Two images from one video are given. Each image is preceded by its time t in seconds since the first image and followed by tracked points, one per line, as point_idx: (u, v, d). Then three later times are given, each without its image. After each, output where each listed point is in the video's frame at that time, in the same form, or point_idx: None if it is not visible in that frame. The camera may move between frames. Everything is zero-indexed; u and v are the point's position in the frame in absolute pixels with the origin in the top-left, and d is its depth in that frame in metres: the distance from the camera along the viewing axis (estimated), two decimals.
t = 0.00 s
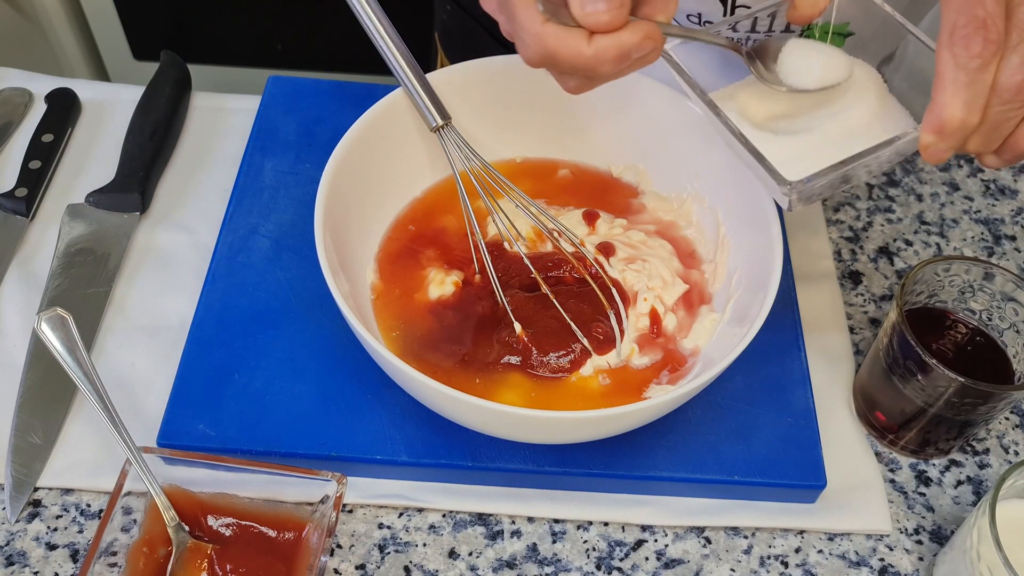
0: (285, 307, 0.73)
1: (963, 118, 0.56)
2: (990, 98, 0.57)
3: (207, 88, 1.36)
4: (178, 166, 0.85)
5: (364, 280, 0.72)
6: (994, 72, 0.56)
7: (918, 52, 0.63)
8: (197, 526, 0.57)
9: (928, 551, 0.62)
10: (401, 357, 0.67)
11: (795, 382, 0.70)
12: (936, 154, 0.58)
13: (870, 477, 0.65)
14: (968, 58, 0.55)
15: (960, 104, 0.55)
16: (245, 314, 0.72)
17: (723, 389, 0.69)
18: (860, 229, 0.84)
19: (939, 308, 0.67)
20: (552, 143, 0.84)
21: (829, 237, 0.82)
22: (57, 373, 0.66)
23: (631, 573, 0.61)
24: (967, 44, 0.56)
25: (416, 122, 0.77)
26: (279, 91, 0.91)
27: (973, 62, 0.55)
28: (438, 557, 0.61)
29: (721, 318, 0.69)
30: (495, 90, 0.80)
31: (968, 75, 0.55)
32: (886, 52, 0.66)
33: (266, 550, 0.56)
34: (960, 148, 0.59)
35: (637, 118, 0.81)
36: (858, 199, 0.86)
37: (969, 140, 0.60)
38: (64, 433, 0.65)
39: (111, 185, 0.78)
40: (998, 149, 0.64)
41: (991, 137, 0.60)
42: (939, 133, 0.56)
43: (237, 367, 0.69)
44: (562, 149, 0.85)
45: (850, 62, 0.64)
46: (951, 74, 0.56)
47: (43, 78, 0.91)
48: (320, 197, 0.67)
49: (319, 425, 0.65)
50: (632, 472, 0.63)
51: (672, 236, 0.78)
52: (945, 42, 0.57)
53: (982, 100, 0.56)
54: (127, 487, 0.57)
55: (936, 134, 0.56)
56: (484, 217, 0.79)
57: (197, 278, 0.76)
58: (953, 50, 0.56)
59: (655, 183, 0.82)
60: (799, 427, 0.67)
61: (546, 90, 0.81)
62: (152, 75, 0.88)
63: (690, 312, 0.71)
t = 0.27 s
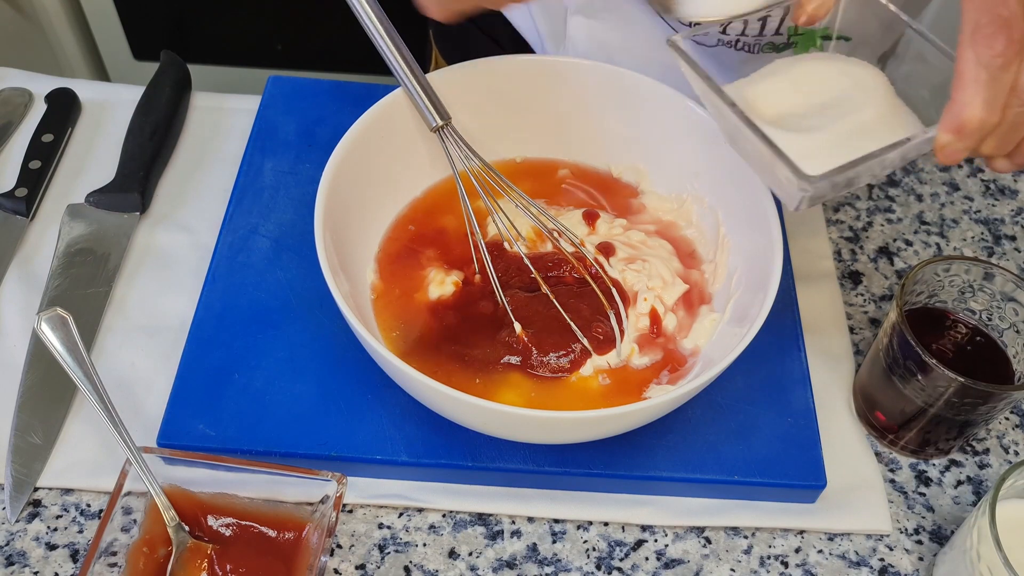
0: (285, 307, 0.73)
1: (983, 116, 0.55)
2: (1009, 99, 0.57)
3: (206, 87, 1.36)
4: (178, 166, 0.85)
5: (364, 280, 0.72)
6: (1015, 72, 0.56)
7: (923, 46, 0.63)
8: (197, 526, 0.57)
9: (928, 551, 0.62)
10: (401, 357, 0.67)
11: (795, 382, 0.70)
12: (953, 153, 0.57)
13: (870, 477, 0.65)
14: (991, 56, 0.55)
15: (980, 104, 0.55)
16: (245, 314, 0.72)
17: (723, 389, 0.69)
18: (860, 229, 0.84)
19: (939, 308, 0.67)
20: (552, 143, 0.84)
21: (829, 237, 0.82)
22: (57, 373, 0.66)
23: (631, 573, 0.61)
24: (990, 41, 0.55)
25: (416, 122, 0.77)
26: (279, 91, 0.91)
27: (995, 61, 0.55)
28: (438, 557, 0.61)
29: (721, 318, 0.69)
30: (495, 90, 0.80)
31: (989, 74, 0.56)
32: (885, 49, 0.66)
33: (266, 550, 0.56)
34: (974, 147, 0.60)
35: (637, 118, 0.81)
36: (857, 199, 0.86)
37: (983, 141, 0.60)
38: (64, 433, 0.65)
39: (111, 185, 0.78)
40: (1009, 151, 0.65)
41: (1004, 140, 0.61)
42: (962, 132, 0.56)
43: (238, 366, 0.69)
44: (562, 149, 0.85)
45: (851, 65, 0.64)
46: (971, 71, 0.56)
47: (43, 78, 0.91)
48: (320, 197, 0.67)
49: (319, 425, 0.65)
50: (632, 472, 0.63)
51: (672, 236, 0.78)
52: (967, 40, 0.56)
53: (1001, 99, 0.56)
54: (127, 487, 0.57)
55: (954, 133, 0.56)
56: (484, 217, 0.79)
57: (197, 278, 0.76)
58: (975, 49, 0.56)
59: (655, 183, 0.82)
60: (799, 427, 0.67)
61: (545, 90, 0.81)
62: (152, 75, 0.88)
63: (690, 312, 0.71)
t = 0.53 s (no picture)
0: (285, 307, 0.73)
1: None
2: None
3: (206, 88, 1.36)
4: (178, 166, 0.85)
5: (364, 280, 0.72)
6: None
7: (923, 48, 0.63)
8: (197, 526, 0.57)
9: (928, 551, 0.62)
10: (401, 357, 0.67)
11: (795, 382, 0.70)
12: (993, 150, 0.56)
13: (870, 477, 0.65)
14: None
15: None
16: (245, 314, 0.72)
17: (723, 389, 0.69)
18: (860, 229, 0.84)
19: (939, 308, 0.67)
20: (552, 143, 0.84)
21: (829, 237, 0.82)
22: (57, 373, 0.66)
23: (631, 573, 0.61)
24: None
25: (416, 122, 0.77)
26: (279, 91, 0.91)
27: None
28: (438, 557, 0.61)
29: (721, 318, 0.69)
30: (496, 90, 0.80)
31: None
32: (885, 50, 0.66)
33: (266, 550, 0.56)
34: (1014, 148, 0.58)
35: (637, 118, 0.81)
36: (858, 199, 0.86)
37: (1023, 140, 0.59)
38: (64, 433, 0.65)
39: (111, 185, 0.78)
40: None
41: None
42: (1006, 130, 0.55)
43: (237, 366, 0.69)
44: (562, 149, 0.85)
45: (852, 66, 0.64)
46: (1015, 70, 0.55)
47: (43, 78, 0.92)
48: (320, 197, 0.67)
49: (319, 425, 0.65)
50: (632, 472, 0.63)
51: (672, 236, 0.78)
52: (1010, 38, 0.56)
53: None
54: (127, 487, 0.57)
55: (996, 131, 0.55)
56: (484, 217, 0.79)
57: (197, 278, 0.76)
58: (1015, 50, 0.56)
59: (655, 183, 0.82)
60: (799, 427, 0.67)
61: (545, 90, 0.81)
62: (153, 75, 0.88)
63: (690, 312, 0.71)
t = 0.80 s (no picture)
0: (285, 307, 0.73)
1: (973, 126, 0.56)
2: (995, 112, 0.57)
3: (207, 88, 1.36)
4: (178, 166, 0.85)
5: (364, 280, 0.72)
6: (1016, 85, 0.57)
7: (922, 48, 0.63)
8: (197, 526, 0.57)
9: (928, 551, 0.62)
10: (401, 357, 0.67)
11: (795, 382, 0.70)
12: (945, 163, 0.57)
13: (870, 477, 0.65)
14: (982, 69, 0.57)
15: (973, 113, 0.56)
16: (245, 314, 0.72)
17: (723, 389, 0.69)
18: (860, 229, 0.84)
19: (938, 308, 0.67)
20: (552, 142, 0.84)
21: (828, 237, 0.82)
22: (57, 373, 0.66)
23: (631, 573, 0.61)
24: (980, 55, 0.57)
25: (416, 122, 0.77)
26: (279, 91, 0.91)
27: (986, 73, 0.57)
28: (438, 557, 0.61)
29: (721, 318, 0.69)
30: (495, 90, 0.80)
31: (980, 86, 0.56)
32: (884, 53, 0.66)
33: (266, 550, 0.56)
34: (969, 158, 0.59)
35: (637, 118, 0.81)
36: (857, 199, 0.86)
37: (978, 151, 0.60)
38: (63, 433, 0.65)
39: (111, 185, 0.78)
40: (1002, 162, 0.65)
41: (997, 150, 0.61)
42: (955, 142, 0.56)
43: (238, 366, 0.69)
44: (562, 149, 0.85)
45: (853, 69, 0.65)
46: (963, 84, 0.57)
47: (43, 77, 0.92)
48: (320, 197, 0.67)
49: (320, 425, 0.65)
50: (632, 472, 0.63)
51: (672, 236, 0.78)
52: (958, 53, 0.57)
53: (993, 110, 0.57)
54: (127, 487, 0.57)
55: (945, 143, 0.56)
56: (484, 217, 0.79)
57: (197, 278, 0.76)
58: (965, 62, 0.57)
59: (655, 183, 0.82)
60: (799, 427, 0.67)
61: (545, 90, 0.81)
62: (152, 75, 0.88)
63: (690, 312, 0.71)
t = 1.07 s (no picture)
0: (285, 307, 0.73)
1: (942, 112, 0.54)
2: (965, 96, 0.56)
3: (207, 88, 1.36)
4: (178, 165, 0.85)
5: (364, 280, 0.72)
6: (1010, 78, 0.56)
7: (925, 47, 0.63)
8: (197, 526, 0.57)
9: (928, 551, 0.62)
10: (401, 358, 0.67)
11: (795, 382, 0.70)
12: (913, 150, 0.55)
13: (870, 477, 0.65)
14: (951, 53, 0.55)
15: (940, 99, 0.54)
16: (245, 314, 0.72)
17: (723, 389, 0.69)
18: (860, 229, 0.84)
19: (938, 308, 0.67)
20: (552, 142, 0.84)
21: (828, 237, 0.82)
22: (57, 373, 0.66)
23: (631, 573, 0.61)
24: (949, 39, 0.55)
25: (416, 121, 0.77)
26: (279, 91, 0.91)
27: (955, 58, 0.55)
28: (438, 557, 0.61)
29: (721, 318, 0.69)
30: (494, 90, 0.80)
31: (949, 70, 0.55)
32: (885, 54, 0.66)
33: (266, 550, 0.56)
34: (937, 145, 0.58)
35: (637, 118, 0.81)
36: (857, 199, 0.86)
37: (945, 137, 0.59)
38: (63, 433, 0.65)
39: (111, 185, 0.78)
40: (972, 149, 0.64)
41: (966, 135, 0.60)
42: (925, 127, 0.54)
43: (238, 366, 0.69)
44: (562, 150, 0.85)
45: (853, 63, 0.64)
46: (932, 68, 0.55)
47: (43, 77, 0.92)
48: (320, 197, 0.67)
49: (320, 425, 0.65)
50: (632, 472, 0.63)
51: (673, 236, 0.78)
52: (928, 37, 0.56)
53: (961, 95, 0.55)
54: (127, 487, 0.57)
55: (913, 128, 0.54)
56: (484, 217, 0.79)
57: (197, 278, 0.76)
58: (936, 45, 0.55)
59: (655, 183, 0.82)
60: (799, 427, 0.67)
61: (545, 90, 0.81)
62: (152, 76, 0.88)
63: (690, 312, 0.71)
